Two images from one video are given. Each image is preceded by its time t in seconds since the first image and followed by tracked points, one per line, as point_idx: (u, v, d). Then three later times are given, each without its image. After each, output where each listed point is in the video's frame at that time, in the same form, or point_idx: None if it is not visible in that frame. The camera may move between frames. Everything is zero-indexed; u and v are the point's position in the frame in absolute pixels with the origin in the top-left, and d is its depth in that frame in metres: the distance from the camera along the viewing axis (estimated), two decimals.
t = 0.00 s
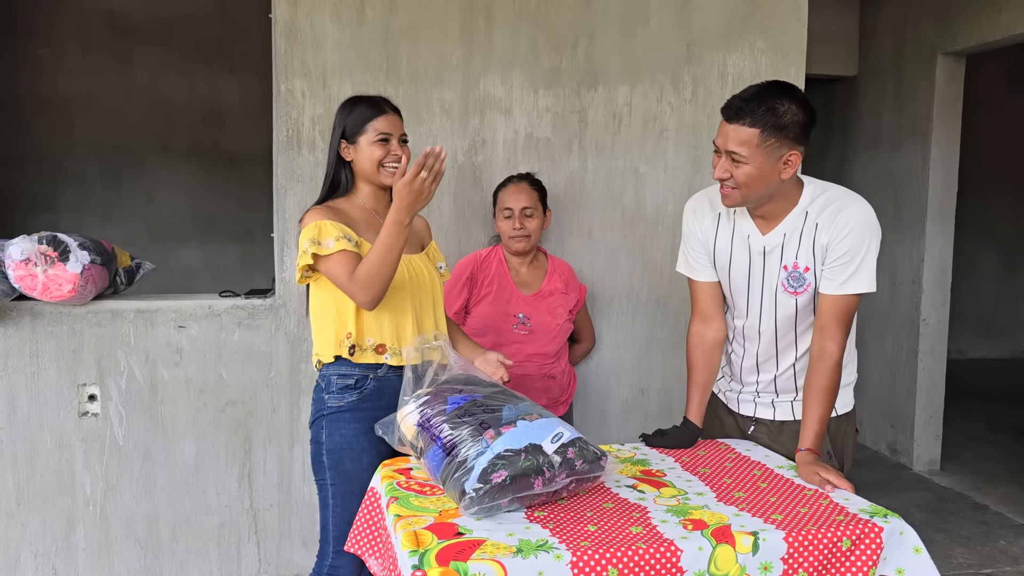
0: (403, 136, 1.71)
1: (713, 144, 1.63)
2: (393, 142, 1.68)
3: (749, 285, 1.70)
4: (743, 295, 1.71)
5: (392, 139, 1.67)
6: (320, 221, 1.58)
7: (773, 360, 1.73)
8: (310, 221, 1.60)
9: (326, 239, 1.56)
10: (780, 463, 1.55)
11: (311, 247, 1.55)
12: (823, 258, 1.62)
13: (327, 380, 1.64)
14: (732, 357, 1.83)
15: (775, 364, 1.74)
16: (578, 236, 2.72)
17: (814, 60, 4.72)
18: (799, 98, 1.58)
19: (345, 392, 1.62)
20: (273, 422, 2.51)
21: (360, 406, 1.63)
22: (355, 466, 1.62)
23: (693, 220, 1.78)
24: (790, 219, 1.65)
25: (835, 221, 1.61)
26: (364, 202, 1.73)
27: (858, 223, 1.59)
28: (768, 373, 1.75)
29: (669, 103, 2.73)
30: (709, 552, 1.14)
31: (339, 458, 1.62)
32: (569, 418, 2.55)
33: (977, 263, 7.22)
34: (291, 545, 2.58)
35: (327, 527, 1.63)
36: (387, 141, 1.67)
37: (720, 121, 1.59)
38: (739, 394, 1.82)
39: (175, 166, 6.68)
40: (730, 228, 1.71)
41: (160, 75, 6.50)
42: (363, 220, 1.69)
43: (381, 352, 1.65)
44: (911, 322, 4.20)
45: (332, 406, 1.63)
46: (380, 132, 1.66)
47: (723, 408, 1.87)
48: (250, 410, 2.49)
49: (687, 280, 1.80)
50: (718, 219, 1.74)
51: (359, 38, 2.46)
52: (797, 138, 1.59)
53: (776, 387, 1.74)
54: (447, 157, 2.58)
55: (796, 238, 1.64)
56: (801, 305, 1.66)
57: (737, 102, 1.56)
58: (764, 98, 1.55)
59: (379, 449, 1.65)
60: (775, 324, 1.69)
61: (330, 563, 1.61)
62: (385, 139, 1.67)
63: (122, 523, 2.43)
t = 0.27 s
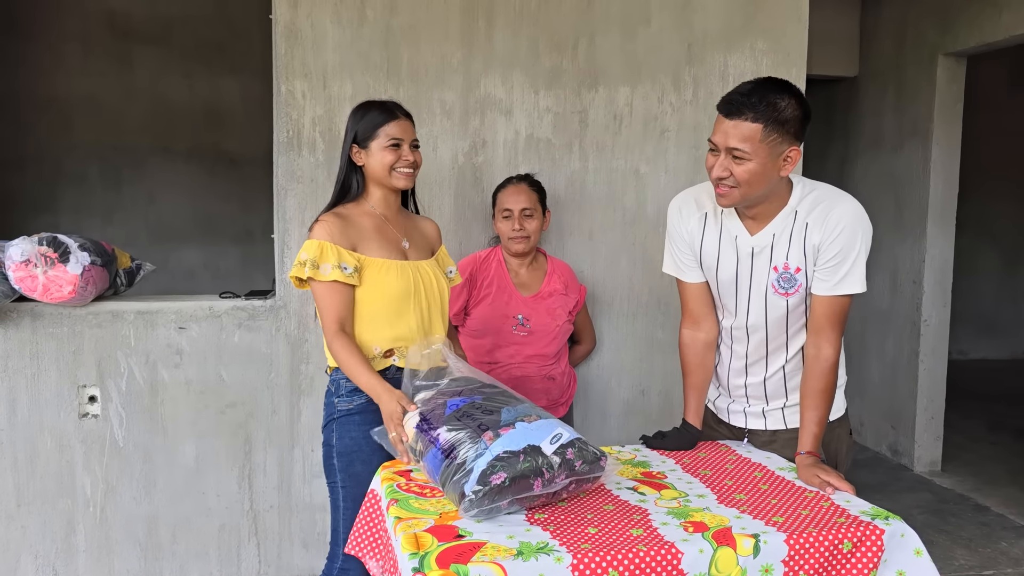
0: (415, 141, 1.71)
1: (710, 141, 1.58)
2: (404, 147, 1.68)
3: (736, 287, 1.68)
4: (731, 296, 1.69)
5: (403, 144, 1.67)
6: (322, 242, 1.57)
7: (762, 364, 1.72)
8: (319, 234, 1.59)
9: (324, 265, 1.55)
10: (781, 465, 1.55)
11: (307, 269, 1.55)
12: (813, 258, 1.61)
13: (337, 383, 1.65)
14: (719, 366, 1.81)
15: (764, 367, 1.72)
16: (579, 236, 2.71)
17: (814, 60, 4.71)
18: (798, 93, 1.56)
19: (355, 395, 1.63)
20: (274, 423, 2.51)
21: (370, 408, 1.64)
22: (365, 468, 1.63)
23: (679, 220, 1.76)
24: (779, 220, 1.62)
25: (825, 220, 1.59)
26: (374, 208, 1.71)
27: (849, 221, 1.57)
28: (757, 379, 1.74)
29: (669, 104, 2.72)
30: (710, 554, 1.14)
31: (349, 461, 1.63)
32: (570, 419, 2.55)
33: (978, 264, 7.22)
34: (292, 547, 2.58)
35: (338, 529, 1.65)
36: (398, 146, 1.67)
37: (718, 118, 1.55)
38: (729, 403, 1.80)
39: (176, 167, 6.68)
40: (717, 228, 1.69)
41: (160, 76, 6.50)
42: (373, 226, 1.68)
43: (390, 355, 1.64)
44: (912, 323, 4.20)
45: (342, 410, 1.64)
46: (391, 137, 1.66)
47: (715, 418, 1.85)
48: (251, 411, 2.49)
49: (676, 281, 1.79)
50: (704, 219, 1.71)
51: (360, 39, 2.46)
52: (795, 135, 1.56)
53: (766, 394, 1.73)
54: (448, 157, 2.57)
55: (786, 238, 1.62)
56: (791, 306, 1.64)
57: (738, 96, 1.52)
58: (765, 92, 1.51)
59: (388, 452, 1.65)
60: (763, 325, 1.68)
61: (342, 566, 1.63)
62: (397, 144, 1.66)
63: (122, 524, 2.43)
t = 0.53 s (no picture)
0: (418, 141, 1.71)
1: (708, 141, 1.58)
2: (406, 147, 1.68)
3: (726, 286, 1.69)
4: (720, 296, 1.70)
5: (405, 144, 1.68)
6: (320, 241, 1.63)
7: (755, 367, 1.73)
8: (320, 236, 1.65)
9: (317, 263, 1.61)
10: (778, 463, 1.56)
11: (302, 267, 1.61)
12: (804, 257, 1.62)
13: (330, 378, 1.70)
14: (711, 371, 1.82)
15: (757, 368, 1.73)
16: (578, 237, 2.73)
17: (813, 61, 4.73)
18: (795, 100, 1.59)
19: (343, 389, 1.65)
20: (274, 421, 2.52)
21: (358, 403, 1.64)
22: (352, 463, 1.63)
23: (667, 221, 1.76)
24: (768, 221, 1.64)
25: (815, 219, 1.61)
26: (381, 210, 1.73)
27: (838, 220, 1.59)
28: (749, 382, 1.75)
29: (668, 104, 2.74)
30: (707, 551, 1.16)
31: (336, 454, 1.64)
32: (569, 417, 2.56)
33: (976, 264, 7.23)
34: (292, 545, 2.59)
35: (329, 523, 1.66)
36: (399, 146, 1.68)
37: (718, 118, 1.55)
38: (722, 406, 1.82)
39: (176, 167, 6.69)
40: (706, 229, 1.70)
41: (161, 77, 6.51)
42: (375, 228, 1.70)
43: (371, 359, 1.65)
44: (910, 323, 4.22)
45: (333, 404, 1.67)
46: (392, 137, 1.67)
47: (708, 420, 1.87)
48: (252, 410, 2.50)
49: (665, 281, 1.79)
50: (693, 220, 1.72)
51: (360, 40, 2.47)
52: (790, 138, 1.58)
53: (759, 399, 1.75)
54: (448, 158, 2.59)
55: (776, 238, 1.63)
56: (782, 305, 1.66)
57: (739, 97, 1.53)
58: (764, 94, 1.54)
59: (376, 448, 1.65)
60: (755, 324, 1.69)
61: (329, 559, 1.63)
62: (398, 144, 1.67)
63: (123, 523, 2.45)
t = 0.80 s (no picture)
0: (417, 139, 1.70)
1: (715, 149, 1.55)
2: (403, 145, 1.68)
3: (725, 287, 1.68)
4: (719, 298, 1.70)
5: (401, 141, 1.67)
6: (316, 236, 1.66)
7: (754, 368, 1.73)
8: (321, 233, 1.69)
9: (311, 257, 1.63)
10: (776, 465, 1.56)
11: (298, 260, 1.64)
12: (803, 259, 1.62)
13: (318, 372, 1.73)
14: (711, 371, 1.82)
15: (756, 369, 1.73)
16: (577, 238, 2.73)
17: (812, 62, 4.73)
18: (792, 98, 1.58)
19: (327, 384, 1.67)
20: (273, 423, 2.53)
21: (340, 400, 1.66)
22: (332, 459, 1.64)
23: (665, 222, 1.76)
24: (767, 223, 1.63)
25: (814, 221, 1.62)
26: (384, 209, 1.74)
27: (837, 222, 1.60)
28: (748, 383, 1.74)
29: (667, 106, 2.74)
30: (704, 553, 1.16)
31: (318, 449, 1.66)
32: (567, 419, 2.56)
33: (977, 265, 7.23)
34: (290, 547, 2.59)
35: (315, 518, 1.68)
36: (396, 144, 1.68)
37: (725, 126, 1.52)
38: (721, 407, 1.82)
39: (175, 168, 6.69)
40: (705, 231, 1.70)
41: (160, 78, 6.52)
42: (376, 226, 1.71)
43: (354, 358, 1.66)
44: (909, 324, 4.22)
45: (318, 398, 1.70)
46: (388, 136, 1.68)
47: (707, 422, 1.86)
48: (250, 411, 2.50)
49: (664, 283, 1.79)
50: (691, 222, 1.72)
51: (359, 42, 2.47)
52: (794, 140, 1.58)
53: (758, 399, 1.75)
54: (447, 160, 2.59)
55: (775, 240, 1.63)
56: (781, 307, 1.66)
57: (750, 103, 1.50)
58: (773, 98, 1.50)
59: (355, 446, 1.64)
60: (754, 326, 1.69)
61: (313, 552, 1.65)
62: (394, 142, 1.68)
63: (122, 525, 2.45)
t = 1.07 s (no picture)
0: (417, 142, 1.70)
1: (725, 149, 1.54)
2: (403, 148, 1.68)
3: (728, 286, 1.69)
4: (721, 298, 1.71)
5: (401, 145, 1.67)
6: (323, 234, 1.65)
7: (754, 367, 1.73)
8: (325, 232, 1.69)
9: (321, 255, 1.62)
10: (776, 465, 1.57)
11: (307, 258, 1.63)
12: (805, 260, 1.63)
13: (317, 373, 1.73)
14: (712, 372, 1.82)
15: (756, 369, 1.74)
16: (577, 239, 2.73)
17: (811, 63, 4.74)
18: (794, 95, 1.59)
19: (325, 384, 1.68)
20: (274, 424, 2.53)
21: (337, 399, 1.66)
22: (330, 459, 1.64)
23: (668, 222, 1.77)
24: (771, 223, 1.64)
25: (817, 222, 1.62)
26: (384, 210, 1.75)
27: (840, 224, 1.60)
28: (748, 384, 1.75)
29: (667, 107, 2.74)
30: (704, 553, 1.16)
31: (316, 450, 1.65)
32: (568, 420, 2.56)
33: (976, 266, 7.24)
34: (291, 548, 2.60)
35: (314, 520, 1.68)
36: (397, 148, 1.68)
37: (736, 126, 1.52)
38: (722, 408, 1.82)
39: (175, 169, 6.70)
40: (709, 232, 1.70)
41: (160, 79, 6.52)
42: (378, 227, 1.72)
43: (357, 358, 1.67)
44: (908, 324, 4.22)
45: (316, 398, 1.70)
46: (389, 139, 1.68)
47: (707, 423, 1.86)
48: (251, 412, 2.51)
49: (666, 282, 1.80)
50: (693, 221, 1.73)
51: (359, 43, 2.48)
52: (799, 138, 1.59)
53: (758, 399, 1.75)
54: (447, 161, 2.60)
55: (778, 240, 1.63)
56: (782, 307, 1.66)
57: (760, 103, 1.50)
58: (781, 97, 1.51)
59: (353, 446, 1.64)
60: (755, 326, 1.69)
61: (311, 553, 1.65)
62: (395, 146, 1.68)
63: (124, 525, 2.45)
